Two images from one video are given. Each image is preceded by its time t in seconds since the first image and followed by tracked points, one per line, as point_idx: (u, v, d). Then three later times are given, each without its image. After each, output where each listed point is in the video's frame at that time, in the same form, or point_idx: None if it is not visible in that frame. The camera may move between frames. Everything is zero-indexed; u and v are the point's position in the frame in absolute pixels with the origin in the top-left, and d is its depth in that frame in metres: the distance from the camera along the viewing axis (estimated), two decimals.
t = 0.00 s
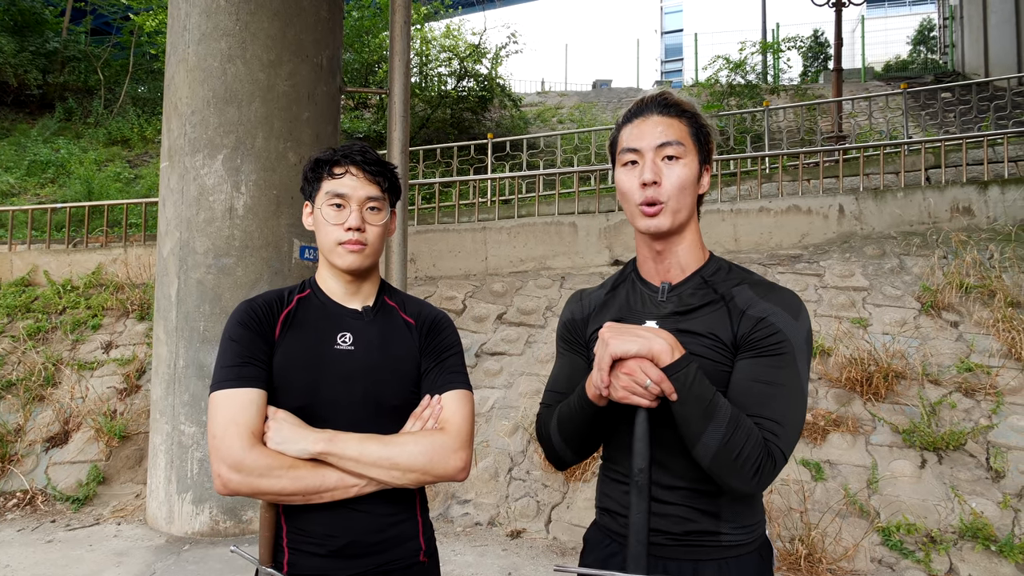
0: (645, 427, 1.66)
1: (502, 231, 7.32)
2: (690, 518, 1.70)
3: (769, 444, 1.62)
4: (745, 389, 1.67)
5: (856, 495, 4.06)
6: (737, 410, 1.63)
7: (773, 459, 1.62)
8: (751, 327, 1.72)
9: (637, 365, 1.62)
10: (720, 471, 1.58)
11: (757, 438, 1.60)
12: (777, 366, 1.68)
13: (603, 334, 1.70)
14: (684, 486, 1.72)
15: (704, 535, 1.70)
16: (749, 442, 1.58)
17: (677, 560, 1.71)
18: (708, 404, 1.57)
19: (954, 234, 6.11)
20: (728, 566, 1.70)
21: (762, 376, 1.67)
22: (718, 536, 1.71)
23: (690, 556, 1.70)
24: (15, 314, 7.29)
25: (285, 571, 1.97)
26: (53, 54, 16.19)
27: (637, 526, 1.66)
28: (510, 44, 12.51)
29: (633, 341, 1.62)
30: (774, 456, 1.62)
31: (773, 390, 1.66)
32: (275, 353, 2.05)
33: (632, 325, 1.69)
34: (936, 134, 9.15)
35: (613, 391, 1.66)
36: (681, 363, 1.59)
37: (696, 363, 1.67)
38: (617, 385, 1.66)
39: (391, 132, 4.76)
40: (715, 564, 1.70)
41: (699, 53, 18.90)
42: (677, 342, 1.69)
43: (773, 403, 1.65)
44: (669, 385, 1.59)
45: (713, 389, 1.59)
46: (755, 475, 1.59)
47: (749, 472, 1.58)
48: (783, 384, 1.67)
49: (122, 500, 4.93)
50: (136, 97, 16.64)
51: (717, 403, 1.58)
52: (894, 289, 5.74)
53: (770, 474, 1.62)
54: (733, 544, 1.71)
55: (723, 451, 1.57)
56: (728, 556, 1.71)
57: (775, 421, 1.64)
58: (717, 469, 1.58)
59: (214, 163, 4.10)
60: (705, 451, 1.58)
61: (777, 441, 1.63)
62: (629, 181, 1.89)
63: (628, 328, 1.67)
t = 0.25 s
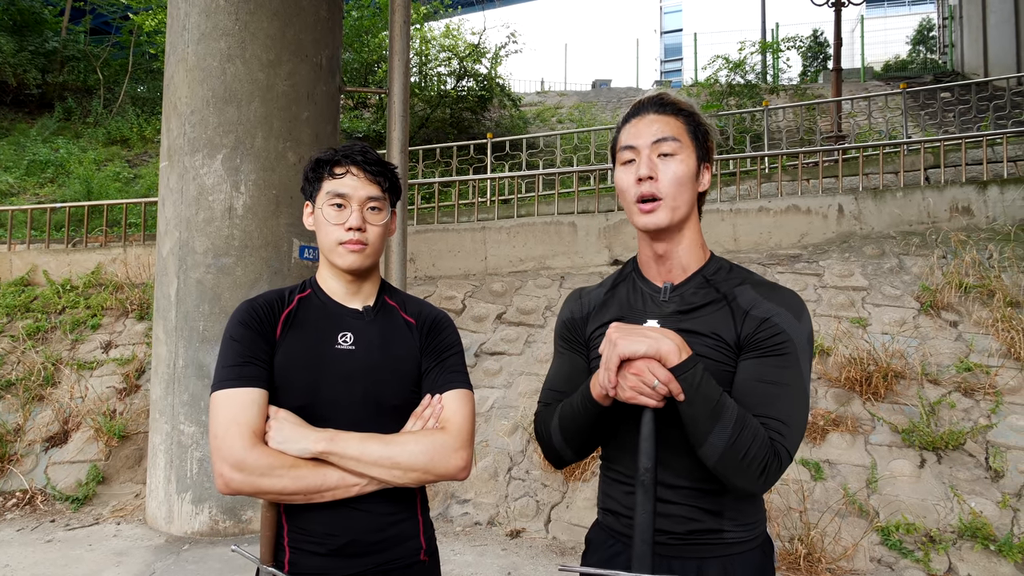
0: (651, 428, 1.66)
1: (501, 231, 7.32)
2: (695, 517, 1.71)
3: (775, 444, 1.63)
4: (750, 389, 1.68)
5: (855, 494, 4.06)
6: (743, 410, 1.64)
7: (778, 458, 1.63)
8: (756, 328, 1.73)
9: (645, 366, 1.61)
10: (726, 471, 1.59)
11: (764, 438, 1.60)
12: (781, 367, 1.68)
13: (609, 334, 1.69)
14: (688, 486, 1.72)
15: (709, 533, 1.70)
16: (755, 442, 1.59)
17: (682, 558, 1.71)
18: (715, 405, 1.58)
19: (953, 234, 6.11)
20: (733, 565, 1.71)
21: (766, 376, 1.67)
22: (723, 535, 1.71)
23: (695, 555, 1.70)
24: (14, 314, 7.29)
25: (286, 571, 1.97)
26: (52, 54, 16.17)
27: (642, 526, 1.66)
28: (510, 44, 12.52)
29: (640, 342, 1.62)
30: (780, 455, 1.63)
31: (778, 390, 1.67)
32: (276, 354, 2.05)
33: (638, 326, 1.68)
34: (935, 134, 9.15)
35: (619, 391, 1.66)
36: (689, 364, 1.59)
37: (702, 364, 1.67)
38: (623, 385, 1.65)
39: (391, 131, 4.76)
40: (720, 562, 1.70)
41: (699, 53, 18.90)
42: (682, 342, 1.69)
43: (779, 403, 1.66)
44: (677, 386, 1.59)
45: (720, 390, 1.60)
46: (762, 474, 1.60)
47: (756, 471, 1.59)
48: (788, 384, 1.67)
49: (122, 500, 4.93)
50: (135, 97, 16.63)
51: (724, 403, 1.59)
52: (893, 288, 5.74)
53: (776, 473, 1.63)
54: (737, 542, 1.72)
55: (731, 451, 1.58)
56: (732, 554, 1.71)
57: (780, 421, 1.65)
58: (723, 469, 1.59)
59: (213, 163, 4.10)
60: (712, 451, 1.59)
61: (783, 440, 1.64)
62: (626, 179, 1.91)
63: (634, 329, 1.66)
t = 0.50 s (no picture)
0: (646, 427, 1.66)
1: (501, 231, 7.32)
2: (691, 516, 1.71)
3: (769, 444, 1.63)
4: (745, 389, 1.67)
5: (854, 494, 4.07)
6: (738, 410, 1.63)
7: (774, 459, 1.63)
8: (753, 327, 1.72)
9: (640, 366, 1.61)
10: (721, 471, 1.59)
11: (759, 438, 1.60)
12: (777, 367, 1.68)
13: (603, 334, 1.70)
14: (684, 485, 1.72)
15: (706, 532, 1.71)
16: (750, 442, 1.59)
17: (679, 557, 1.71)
18: (710, 405, 1.58)
19: (953, 234, 6.12)
20: (730, 563, 1.71)
21: (763, 376, 1.67)
22: (719, 534, 1.71)
23: (691, 553, 1.70)
24: (13, 314, 7.28)
25: (287, 571, 1.97)
26: (51, 54, 16.17)
27: (638, 525, 1.66)
28: (509, 44, 12.53)
29: (635, 342, 1.62)
30: (775, 456, 1.63)
31: (774, 390, 1.66)
32: (276, 354, 2.05)
33: (633, 325, 1.68)
34: (934, 134, 9.16)
35: (615, 391, 1.66)
36: (684, 364, 1.59)
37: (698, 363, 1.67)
38: (619, 385, 1.65)
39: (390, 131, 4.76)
40: (717, 561, 1.70)
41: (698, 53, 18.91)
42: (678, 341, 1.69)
43: (774, 403, 1.65)
44: (671, 386, 1.59)
45: (715, 390, 1.59)
46: (757, 475, 1.60)
47: (750, 471, 1.59)
48: (784, 384, 1.67)
49: (121, 500, 4.93)
50: (134, 97, 16.63)
51: (719, 404, 1.59)
52: (892, 288, 5.74)
53: (771, 473, 1.62)
54: (733, 541, 1.72)
55: (726, 451, 1.58)
56: (729, 553, 1.71)
57: (775, 421, 1.65)
58: (718, 469, 1.59)
59: (213, 163, 4.09)
60: (707, 451, 1.59)
61: (778, 441, 1.64)
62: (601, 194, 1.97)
63: (629, 329, 1.66)
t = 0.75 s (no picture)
0: (634, 427, 1.67)
1: (500, 231, 7.32)
2: (680, 516, 1.71)
3: (755, 446, 1.62)
4: (733, 390, 1.67)
5: (854, 494, 4.07)
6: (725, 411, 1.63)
7: (759, 461, 1.62)
8: (742, 329, 1.71)
9: (626, 365, 1.62)
10: (706, 472, 1.59)
11: (745, 439, 1.59)
12: (766, 369, 1.66)
13: (592, 335, 1.71)
14: (673, 485, 1.72)
15: (694, 533, 1.70)
16: (735, 443, 1.58)
17: (667, 557, 1.71)
18: (696, 406, 1.57)
19: (951, 234, 6.12)
20: (719, 565, 1.70)
21: (750, 378, 1.66)
22: (708, 535, 1.71)
23: (680, 554, 1.70)
24: (12, 314, 7.27)
25: (287, 571, 1.97)
26: (50, 54, 16.15)
27: (627, 525, 1.66)
28: (509, 44, 12.53)
29: (621, 343, 1.62)
30: (761, 458, 1.62)
31: (761, 392, 1.65)
32: (276, 354, 2.05)
33: (622, 326, 1.69)
34: (933, 134, 9.16)
35: (602, 391, 1.67)
36: (669, 365, 1.59)
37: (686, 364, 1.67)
38: (606, 385, 1.66)
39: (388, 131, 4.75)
40: (705, 562, 1.70)
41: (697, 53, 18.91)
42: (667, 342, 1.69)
43: (762, 405, 1.64)
44: (657, 386, 1.59)
45: (701, 391, 1.59)
46: (742, 476, 1.59)
47: (736, 473, 1.58)
48: (772, 386, 1.66)
49: (120, 500, 4.93)
50: (133, 97, 16.61)
51: (705, 404, 1.58)
52: (891, 288, 5.75)
53: (757, 475, 1.61)
54: (723, 542, 1.71)
55: (711, 452, 1.57)
56: (717, 555, 1.70)
57: (762, 423, 1.63)
58: (704, 470, 1.58)
59: (212, 163, 4.09)
60: (692, 451, 1.58)
61: (765, 442, 1.62)
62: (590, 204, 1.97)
63: (617, 329, 1.67)
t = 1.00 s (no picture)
0: (622, 427, 1.67)
1: (499, 231, 7.32)
2: (670, 516, 1.71)
3: (741, 444, 1.61)
4: (719, 389, 1.66)
5: (853, 494, 4.07)
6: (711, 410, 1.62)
7: (746, 460, 1.61)
8: (727, 328, 1.71)
9: (611, 365, 1.63)
10: (692, 471, 1.58)
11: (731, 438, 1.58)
12: (751, 367, 1.66)
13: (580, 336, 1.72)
14: (662, 484, 1.73)
15: (684, 533, 1.70)
16: (721, 442, 1.57)
17: (658, 557, 1.71)
18: (681, 405, 1.57)
19: (951, 234, 6.13)
20: (709, 565, 1.69)
21: (736, 376, 1.65)
22: (698, 535, 1.70)
23: (671, 554, 1.70)
24: (12, 315, 7.27)
25: (286, 571, 1.97)
26: (49, 54, 16.14)
27: (617, 524, 1.66)
28: (509, 44, 12.54)
29: (606, 343, 1.63)
30: (747, 457, 1.61)
31: (747, 390, 1.64)
32: (275, 354, 2.05)
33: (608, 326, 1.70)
34: (932, 134, 9.18)
35: (590, 392, 1.68)
36: (654, 364, 1.60)
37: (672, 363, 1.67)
38: (593, 385, 1.68)
39: (388, 131, 4.75)
40: (694, 562, 1.69)
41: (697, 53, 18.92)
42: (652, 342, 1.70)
43: (748, 403, 1.63)
44: (641, 385, 1.59)
45: (686, 390, 1.59)
46: (728, 475, 1.58)
47: (722, 472, 1.57)
48: (756, 385, 1.65)
49: (119, 500, 4.92)
50: (132, 97, 16.61)
51: (690, 403, 1.58)
52: (891, 289, 5.75)
53: (743, 474, 1.60)
54: (714, 542, 1.70)
55: (696, 451, 1.57)
56: (708, 554, 1.69)
57: (747, 422, 1.63)
58: (691, 469, 1.58)
59: (211, 163, 4.09)
60: (678, 450, 1.58)
61: (751, 441, 1.61)
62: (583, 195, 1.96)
63: (602, 330, 1.68)
